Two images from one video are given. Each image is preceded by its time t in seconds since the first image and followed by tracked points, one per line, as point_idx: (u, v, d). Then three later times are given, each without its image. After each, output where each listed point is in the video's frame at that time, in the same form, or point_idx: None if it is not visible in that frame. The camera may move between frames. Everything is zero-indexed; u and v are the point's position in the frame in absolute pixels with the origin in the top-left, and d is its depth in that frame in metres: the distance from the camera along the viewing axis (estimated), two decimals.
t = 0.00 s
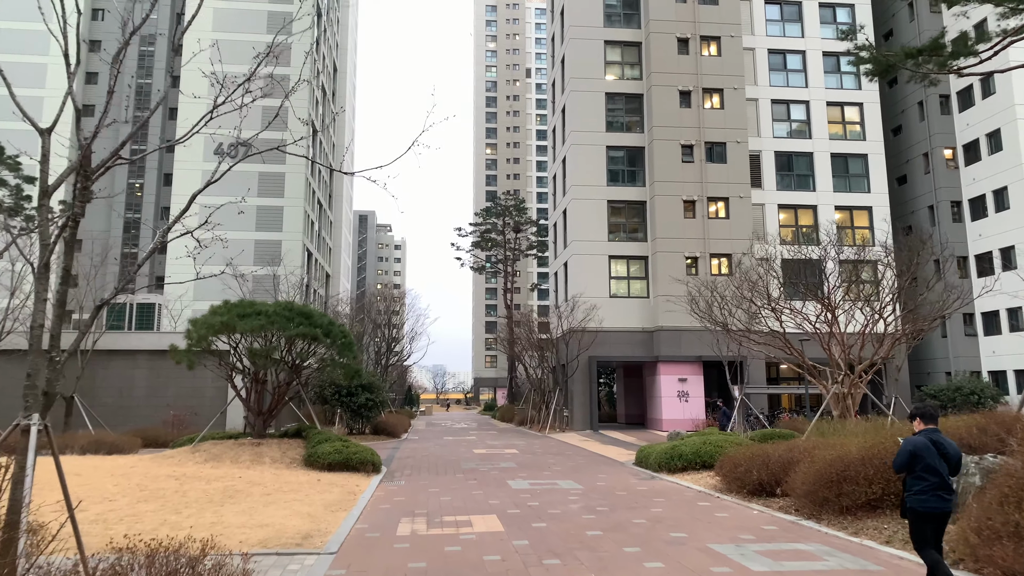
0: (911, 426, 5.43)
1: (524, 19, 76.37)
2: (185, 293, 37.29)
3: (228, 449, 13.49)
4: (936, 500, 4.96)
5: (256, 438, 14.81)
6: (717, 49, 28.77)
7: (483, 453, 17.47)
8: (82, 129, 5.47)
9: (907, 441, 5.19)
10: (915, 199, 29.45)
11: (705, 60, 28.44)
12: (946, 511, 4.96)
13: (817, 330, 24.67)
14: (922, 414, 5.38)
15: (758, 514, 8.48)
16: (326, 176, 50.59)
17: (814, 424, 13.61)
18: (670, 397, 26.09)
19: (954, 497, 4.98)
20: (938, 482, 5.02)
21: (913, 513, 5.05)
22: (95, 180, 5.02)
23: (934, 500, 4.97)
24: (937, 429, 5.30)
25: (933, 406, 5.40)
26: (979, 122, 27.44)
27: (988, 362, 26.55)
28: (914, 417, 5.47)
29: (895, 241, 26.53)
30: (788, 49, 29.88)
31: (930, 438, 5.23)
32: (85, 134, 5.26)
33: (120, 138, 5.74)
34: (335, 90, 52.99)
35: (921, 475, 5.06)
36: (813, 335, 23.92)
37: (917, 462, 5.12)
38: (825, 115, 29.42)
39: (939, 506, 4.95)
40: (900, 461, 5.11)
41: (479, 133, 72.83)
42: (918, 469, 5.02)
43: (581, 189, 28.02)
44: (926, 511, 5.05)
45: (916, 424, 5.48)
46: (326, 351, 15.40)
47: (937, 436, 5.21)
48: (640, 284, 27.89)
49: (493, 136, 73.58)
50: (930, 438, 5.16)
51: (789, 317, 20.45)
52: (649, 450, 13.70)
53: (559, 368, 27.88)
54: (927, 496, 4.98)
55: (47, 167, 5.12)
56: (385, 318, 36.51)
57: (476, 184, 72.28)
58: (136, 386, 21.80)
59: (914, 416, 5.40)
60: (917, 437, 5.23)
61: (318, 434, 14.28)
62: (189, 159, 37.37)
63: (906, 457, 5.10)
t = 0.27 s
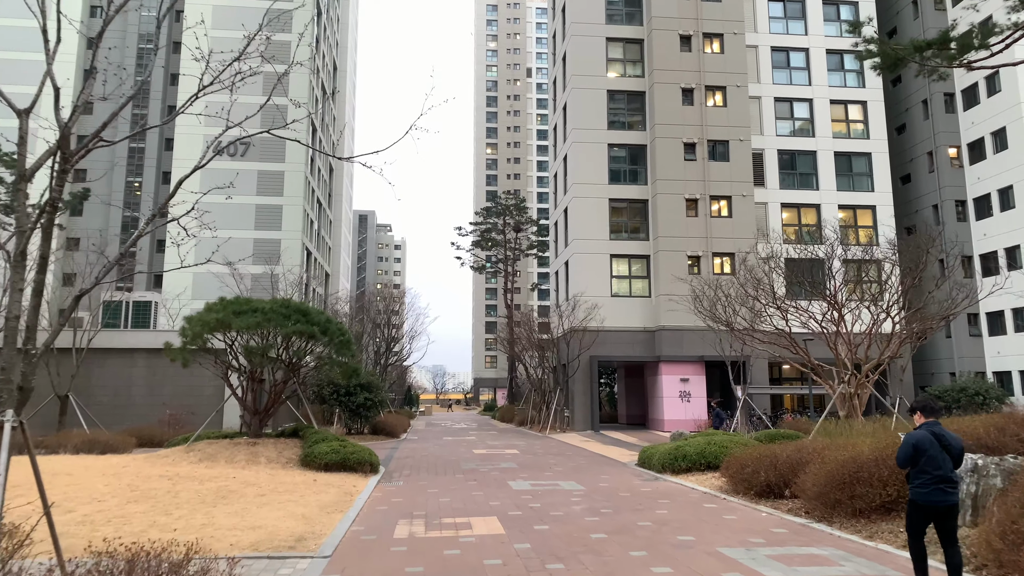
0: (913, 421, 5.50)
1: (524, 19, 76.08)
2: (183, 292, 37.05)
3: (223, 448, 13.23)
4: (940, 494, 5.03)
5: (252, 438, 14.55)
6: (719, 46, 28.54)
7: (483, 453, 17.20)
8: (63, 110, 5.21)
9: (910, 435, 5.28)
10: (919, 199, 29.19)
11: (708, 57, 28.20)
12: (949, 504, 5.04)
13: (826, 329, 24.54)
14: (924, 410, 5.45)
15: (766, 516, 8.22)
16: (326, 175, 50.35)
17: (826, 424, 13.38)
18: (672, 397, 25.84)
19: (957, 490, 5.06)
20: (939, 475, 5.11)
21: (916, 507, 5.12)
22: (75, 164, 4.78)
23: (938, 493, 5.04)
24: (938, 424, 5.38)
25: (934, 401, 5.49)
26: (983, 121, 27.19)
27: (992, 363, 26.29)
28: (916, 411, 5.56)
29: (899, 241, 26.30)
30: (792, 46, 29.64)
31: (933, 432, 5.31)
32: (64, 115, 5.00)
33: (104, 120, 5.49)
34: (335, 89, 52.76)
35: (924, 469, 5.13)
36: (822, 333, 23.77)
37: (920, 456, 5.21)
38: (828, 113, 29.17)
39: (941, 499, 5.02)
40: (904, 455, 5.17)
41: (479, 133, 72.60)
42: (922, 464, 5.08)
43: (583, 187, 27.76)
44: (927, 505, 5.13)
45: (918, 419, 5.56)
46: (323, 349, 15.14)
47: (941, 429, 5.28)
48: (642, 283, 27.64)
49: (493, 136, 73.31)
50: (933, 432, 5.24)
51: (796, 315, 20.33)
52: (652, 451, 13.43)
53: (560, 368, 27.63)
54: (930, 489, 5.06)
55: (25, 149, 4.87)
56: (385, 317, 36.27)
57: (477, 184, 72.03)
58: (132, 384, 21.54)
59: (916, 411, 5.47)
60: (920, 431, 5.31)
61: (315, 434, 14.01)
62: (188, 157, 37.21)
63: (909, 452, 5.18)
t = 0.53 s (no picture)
0: (911, 429, 5.53)
1: (524, 17, 75.74)
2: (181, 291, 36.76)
3: (218, 451, 12.96)
4: (940, 502, 5.06)
5: (247, 440, 14.27)
6: (722, 43, 28.29)
7: (483, 455, 16.95)
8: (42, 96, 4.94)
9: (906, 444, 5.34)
10: (923, 197, 28.93)
11: (710, 54, 27.93)
12: (949, 512, 5.06)
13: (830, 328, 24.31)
14: (921, 418, 5.48)
15: (776, 522, 7.97)
16: (325, 174, 50.07)
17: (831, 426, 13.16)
18: (674, 397, 25.57)
19: (957, 498, 5.07)
20: (939, 483, 5.12)
21: (917, 515, 5.16)
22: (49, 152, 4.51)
23: (937, 502, 5.07)
24: (937, 432, 5.40)
25: (932, 409, 5.51)
26: (988, 118, 26.93)
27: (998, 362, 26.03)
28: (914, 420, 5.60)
29: (903, 240, 26.06)
30: (795, 43, 29.35)
31: (931, 440, 5.34)
32: (39, 100, 4.72)
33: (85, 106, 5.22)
34: (333, 87, 52.43)
35: (922, 477, 5.17)
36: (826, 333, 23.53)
37: (918, 465, 5.24)
38: (831, 111, 28.91)
39: (941, 507, 5.05)
40: (901, 464, 5.22)
41: (479, 132, 72.28)
42: (920, 473, 5.12)
43: (584, 185, 27.48)
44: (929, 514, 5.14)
45: (917, 427, 5.58)
46: (320, 349, 14.86)
47: (938, 438, 5.31)
48: (643, 283, 27.38)
49: (493, 135, 72.98)
50: (930, 441, 5.28)
51: (800, 315, 20.12)
52: (656, 453, 13.17)
53: (560, 368, 27.36)
54: (930, 497, 5.08)
55: None
56: (384, 317, 35.98)
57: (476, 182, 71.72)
58: (127, 385, 21.27)
59: (913, 419, 5.50)
60: (918, 439, 5.34)
61: (312, 436, 13.74)
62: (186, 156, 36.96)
63: (906, 461, 5.22)
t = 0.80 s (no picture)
0: (917, 426, 5.45)
1: (525, 17, 75.50)
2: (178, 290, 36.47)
3: (214, 451, 12.69)
4: (947, 498, 4.98)
5: (243, 440, 13.98)
6: (725, 40, 28.05)
7: (484, 456, 16.69)
8: (18, 73, 4.71)
9: (913, 440, 5.26)
10: (928, 196, 28.70)
11: (713, 52, 27.69)
12: (956, 508, 4.98)
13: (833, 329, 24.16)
14: (927, 414, 5.40)
15: (788, 526, 7.69)
16: (324, 173, 49.83)
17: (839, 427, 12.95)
18: (676, 398, 25.30)
19: (964, 494, 4.99)
20: (946, 478, 5.04)
21: (924, 512, 5.07)
22: (25, 134, 4.30)
23: (944, 497, 4.99)
24: (943, 427, 5.32)
25: (937, 404, 5.42)
26: (994, 117, 26.69)
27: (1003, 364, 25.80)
28: (920, 416, 5.52)
29: (908, 239, 25.82)
30: (798, 41, 29.11)
31: (937, 436, 5.26)
32: (15, 80, 4.51)
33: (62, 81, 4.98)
34: (333, 86, 52.16)
35: (928, 473, 5.09)
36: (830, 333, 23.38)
37: (925, 460, 5.15)
38: (835, 110, 28.67)
39: (948, 503, 4.97)
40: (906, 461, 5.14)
41: (479, 132, 72.01)
42: (926, 469, 5.05)
43: (585, 183, 27.23)
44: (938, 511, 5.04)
45: (922, 423, 5.50)
46: (319, 347, 14.59)
47: (944, 433, 5.23)
48: (645, 282, 27.13)
49: (493, 134, 72.72)
50: (935, 437, 5.20)
51: (805, 314, 19.94)
52: (661, 454, 12.92)
53: (561, 368, 27.09)
54: (937, 494, 5.00)
55: None
56: (383, 316, 35.69)
57: (476, 182, 71.45)
58: (122, 384, 20.98)
59: (919, 415, 5.42)
60: (923, 436, 5.26)
61: (310, 436, 13.47)
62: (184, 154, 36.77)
63: (911, 457, 5.14)
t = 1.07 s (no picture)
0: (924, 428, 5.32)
1: (524, 16, 75.23)
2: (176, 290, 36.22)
3: (209, 454, 12.43)
4: (953, 504, 4.87)
5: (240, 442, 13.72)
6: (726, 37, 27.77)
7: (485, 457, 16.43)
8: None
9: (921, 444, 5.13)
10: (932, 193, 28.43)
11: (714, 48, 27.40)
12: (962, 514, 4.88)
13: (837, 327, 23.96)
14: (935, 417, 5.27)
15: (802, 531, 7.43)
16: (323, 172, 49.56)
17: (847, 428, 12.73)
18: (678, 397, 25.04)
19: (969, 500, 4.90)
20: (953, 485, 4.92)
21: (928, 517, 4.97)
22: None
23: (951, 503, 4.88)
24: (951, 431, 5.19)
25: (946, 408, 5.29)
26: (999, 113, 26.42)
27: (1009, 362, 25.54)
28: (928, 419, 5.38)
29: (911, 236, 25.57)
30: (800, 37, 28.85)
31: (945, 440, 5.12)
32: None
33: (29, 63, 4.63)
34: (331, 85, 51.90)
35: (936, 478, 4.96)
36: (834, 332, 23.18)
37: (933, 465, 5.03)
38: (838, 106, 28.39)
39: (955, 509, 4.86)
40: (914, 465, 5.00)
41: (478, 131, 71.74)
42: (934, 474, 4.92)
43: (585, 181, 26.98)
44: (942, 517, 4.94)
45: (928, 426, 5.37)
46: (317, 347, 14.30)
47: (952, 438, 5.10)
48: (647, 281, 26.87)
49: (493, 134, 72.42)
50: (944, 441, 5.07)
51: (811, 312, 19.72)
52: (666, 455, 12.67)
53: (563, 368, 26.84)
54: (944, 499, 4.88)
55: None
56: (382, 316, 35.41)
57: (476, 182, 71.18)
58: (118, 386, 20.72)
59: (927, 418, 5.28)
60: (932, 439, 5.13)
61: (308, 438, 13.21)
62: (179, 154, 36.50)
63: (920, 461, 5.01)
